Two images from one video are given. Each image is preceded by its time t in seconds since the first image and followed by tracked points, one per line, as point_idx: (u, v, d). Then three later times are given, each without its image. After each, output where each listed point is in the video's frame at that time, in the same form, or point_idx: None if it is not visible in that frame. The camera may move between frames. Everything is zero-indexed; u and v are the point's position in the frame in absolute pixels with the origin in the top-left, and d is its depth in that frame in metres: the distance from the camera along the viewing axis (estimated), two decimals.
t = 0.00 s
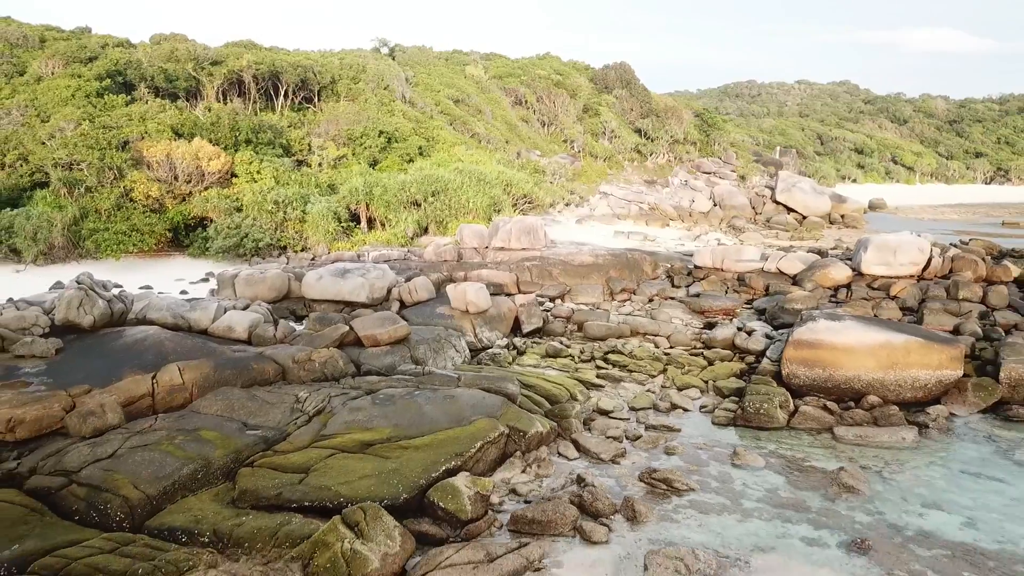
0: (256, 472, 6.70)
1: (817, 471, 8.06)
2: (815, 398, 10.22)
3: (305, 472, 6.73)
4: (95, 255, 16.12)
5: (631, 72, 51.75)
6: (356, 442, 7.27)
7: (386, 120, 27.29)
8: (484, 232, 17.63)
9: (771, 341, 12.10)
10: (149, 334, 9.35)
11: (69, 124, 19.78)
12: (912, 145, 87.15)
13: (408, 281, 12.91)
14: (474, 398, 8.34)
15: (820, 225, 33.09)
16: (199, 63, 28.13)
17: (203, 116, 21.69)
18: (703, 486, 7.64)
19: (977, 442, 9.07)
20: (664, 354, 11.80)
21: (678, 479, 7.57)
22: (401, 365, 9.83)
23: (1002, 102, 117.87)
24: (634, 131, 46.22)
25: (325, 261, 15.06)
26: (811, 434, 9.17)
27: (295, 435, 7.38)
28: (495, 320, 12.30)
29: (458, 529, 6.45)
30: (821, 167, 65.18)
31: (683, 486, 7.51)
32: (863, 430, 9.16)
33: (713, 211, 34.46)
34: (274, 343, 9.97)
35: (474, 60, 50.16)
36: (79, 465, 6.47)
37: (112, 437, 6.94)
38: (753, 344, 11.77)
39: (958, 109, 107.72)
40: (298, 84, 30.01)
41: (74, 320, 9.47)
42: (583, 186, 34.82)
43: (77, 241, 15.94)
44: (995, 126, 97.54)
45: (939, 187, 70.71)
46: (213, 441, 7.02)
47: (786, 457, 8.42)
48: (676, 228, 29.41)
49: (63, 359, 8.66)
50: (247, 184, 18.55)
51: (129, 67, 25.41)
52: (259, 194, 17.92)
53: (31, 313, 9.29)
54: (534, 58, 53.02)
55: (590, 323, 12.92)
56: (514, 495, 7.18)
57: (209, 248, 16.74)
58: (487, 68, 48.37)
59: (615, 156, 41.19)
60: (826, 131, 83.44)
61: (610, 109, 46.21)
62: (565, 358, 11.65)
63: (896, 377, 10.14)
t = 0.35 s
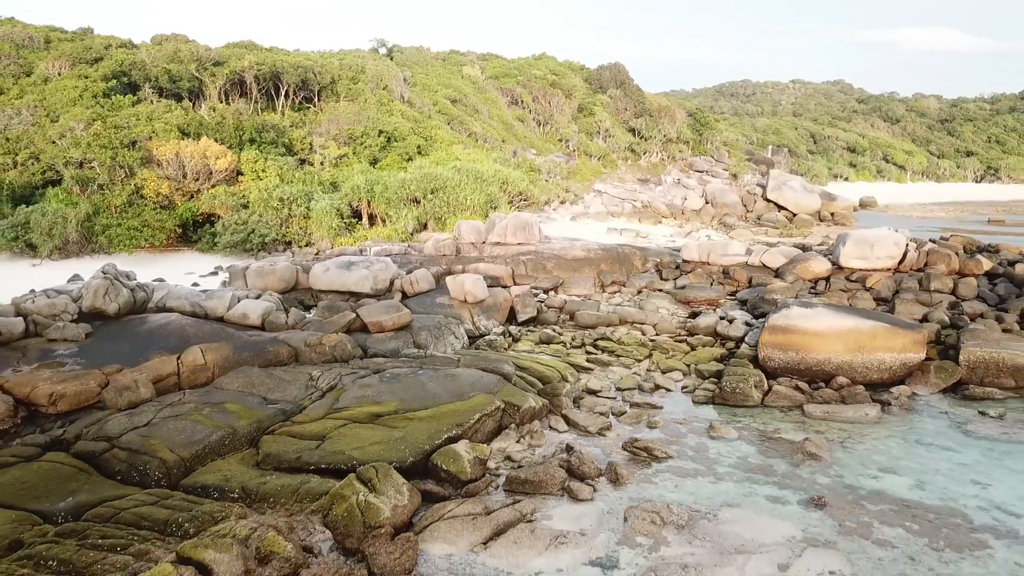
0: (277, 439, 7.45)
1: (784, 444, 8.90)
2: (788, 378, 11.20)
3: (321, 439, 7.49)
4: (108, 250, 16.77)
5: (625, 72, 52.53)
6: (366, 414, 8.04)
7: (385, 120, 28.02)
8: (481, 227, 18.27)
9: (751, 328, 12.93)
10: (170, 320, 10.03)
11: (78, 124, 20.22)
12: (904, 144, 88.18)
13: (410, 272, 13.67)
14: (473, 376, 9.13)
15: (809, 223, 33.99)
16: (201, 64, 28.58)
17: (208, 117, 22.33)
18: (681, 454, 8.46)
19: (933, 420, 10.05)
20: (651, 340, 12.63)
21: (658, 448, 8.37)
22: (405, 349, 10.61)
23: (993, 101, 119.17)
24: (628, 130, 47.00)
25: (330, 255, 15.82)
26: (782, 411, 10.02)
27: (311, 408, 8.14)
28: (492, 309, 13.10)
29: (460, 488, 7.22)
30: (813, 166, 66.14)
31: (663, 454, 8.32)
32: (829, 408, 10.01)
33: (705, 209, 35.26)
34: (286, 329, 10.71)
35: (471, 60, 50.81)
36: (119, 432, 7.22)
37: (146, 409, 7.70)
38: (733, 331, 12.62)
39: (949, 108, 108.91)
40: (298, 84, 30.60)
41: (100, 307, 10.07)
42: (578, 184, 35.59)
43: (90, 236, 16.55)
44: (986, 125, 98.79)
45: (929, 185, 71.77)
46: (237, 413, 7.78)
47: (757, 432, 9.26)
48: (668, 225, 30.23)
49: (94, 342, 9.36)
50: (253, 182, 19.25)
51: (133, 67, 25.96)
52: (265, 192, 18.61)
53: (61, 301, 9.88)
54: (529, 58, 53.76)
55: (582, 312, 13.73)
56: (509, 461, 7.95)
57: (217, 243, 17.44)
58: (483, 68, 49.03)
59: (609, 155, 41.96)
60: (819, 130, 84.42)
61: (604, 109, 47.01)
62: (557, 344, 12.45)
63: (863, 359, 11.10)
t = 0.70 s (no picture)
0: (287, 411, 8.24)
1: (748, 417, 9.81)
2: (755, 361, 12.10)
3: (327, 411, 8.29)
4: (112, 245, 17.38)
5: (613, 71, 53.45)
6: (367, 390, 8.85)
7: (378, 119, 28.73)
8: (472, 222, 19.20)
9: (725, 315, 13.83)
10: (182, 307, 10.75)
11: (79, 123, 20.78)
12: (888, 143, 89.74)
13: (404, 265, 14.46)
14: (465, 357, 9.96)
15: (791, 219, 35.02)
16: (197, 64, 29.02)
17: (206, 116, 22.94)
18: (654, 426, 9.33)
19: (887, 396, 11.00)
20: (631, 327, 13.49)
21: (633, 420, 9.24)
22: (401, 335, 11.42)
23: (976, 100, 121.23)
24: (616, 129, 47.89)
25: (328, 249, 16.56)
26: (749, 389, 10.95)
27: (317, 384, 8.93)
28: (482, 299, 13.92)
29: (454, 454, 8.03)
30: (798, 164, 67.40)
31: (637, 425, 9.19)
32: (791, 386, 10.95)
33: (690, 206, 36.21)
34: (290, 317, 11.46)
35: (461, 60, 51.49)
36: (144, 405, 7.97)
37: (166, 385, 8.43)
38: (708, 318, 13.51)
39: (932, 107, 110.79)
40: (292, 84, 31.14)
41: (115, 296, 10.81)
42: (566, 183, 36.44)
43: (95, 232, 17.15)
44: (968, 124, 100.66)
45: (911, 183, 73.27)
46: (250, 388, 8.54)
47: (725, 407, 10.16)
48: (653, 222, 31.16)
49: (112, 327, 10.06)
50: (251, 179, 19.92)
51: (130, 67, 26.47)
52: (263, 189, 19.27)
53: (80, 290, 10.55)
54: (518, 58, 54.57)
55: (567, 302, 14.58)
56: (497, 431, 8.78)
57: (217, 238, 18.08)
58: (473, 68, 49.76)
59: (597, 154, 42.83)
60: (804, 128, 85.79)
61: (592, 109, 47.92)
62: (543, 330, 13.29)
63: (826, 343, 12.02)
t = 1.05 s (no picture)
0: (288, 388, 8.97)
1: (713, 396, 10.67)
2: (723, 346, 12.95)
3: (326, 389, 9.05)
4: (111, 241, 17.94)
5: (597, 72, 54.37)
6: (362, 371, 9.62)
7: (366, 119, 29.38)
8: (459, 219, 19.93)
9: (697, 305, 14.70)
10: (186, 297, 11.42)
11: (74, 122, 21.25)
12: (868, 142, 91.52)
13: (394, 258, 15.20)
14: (452, 342, 10.75)
15: (770, 216, 36.08)
16: (187, 64, 29.44)
17: (198, 116, 23.48)
18: (626, 404, 10.15)
19: (843, 377, 11.93)
20: (609, 316, 14.34)
21: (607, 399, 10.07)
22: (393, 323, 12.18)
23: (955, 100, 123.76)
24: (600, 129, 48.80)
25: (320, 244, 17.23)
26: (716, 371, 11.81)
27: (316, 365, 9.67)
28: (469, 290, 14.70)
29: (443, 427, 8.79)
30: (780, 163, 68.74)
31: (611, 403, 10.02)
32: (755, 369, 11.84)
33: (672, 204, 37.17)
34: (287, 306, 12.15)
35: (447, 60, 52.17)
36: (157, 383, 8.69)
37: (176, 366, 9.12)
38: (681, 308, 14.38)
39: (912, 106, 112.93)
40: (281, 84, 31.58)
41: (122, 287, 11.38)
42: (551, 181, 37.23)
43: (93, 228, 17.70)
44: (946, 124, 102.82)
45: (890, 181, 74.92)
46: (254, 369, 9.26)
47: (693, 387, 11.01)
48: (636, 219, 32.07)
49: (120, 315, 10.72)
50: (245, 177, 20.53)
51: (121, 68, 26.89)
52: (256, 186, 19.89)
53: (88, 281, 11.23)
54: (504, 59, 55.31)
55: (549, 293, 15.40)
56: (482, 407, 9.57)
57: (212, 234, 18.67)
58: (459, 68, 50.41)
59: (582, 153, 43.71)
60: (787, 128, 87.29)
61: (576, 108, 48.81)
62: (526, 319, 14.09)
63: (789, 330, 12.90)
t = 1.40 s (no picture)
0: (288, 370, 9.76)
1: (681, 378, 11.57)
2: (694, 334, 13.85)
3: (323, 370, 9.84)
4: (108, 238, 18.53)
5: (582, 73, 55.33)
6: (356, 355, 10.41)
7: (355, 119, 30.05)
8: (446, 217, 20.65)
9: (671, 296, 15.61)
10: (189, 289, 12.12)
11: (69, 122, 21.76)
12: (848, 141, 93.25)
13: (384, 253, 15.96)
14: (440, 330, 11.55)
15: (750, 214, 37.16)
16: (178, 65, 29.91)
17: (191, 116, 24.05)
18: (601, 385, 11.01)
19: (803, 362, 12.85)
20: (588, 308, 15.21)
21: (584, 381, 10.92)
22: (384, 313, 12.96)
23: (934, 100, 126.16)
24: (585, 129, 49.72)
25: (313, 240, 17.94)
26: (685, 357, 12.71)
27: (313, 351, 10.43)
28: (456, 283, 15.49)
29: (432, 405, 9.58)
30: (762, 162, 70.09)
31: (587, 385, 10.87)
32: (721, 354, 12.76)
33: (655, 202, 38.16)
34: (284, 298, 12.88)
35: (434, 61, 52.87)
36: (167, 365, 9.43)
37: (183, 351, 9.85)
38: (656, 299, 15.28)
39: (892, 106, 115.04)
40: (270, 85, 32.09)
41: (127, 280, 12.11)
42: (536, 180, 38.08)
43: (92, 225, 18.26)
44: (925, 124, 104.98)
45: (869, 180, 76.54)
46: (256, 353, 10.01)
47: (663, 371, 11.90)
48: (619, 217, 33.00)
49: (127, 305, 11.40)
50: (238, 177, 21.18)
51: (113, 68, 27.34)
52: (249, 186, 20.54)
53: (95, 274, 11.92)
54: (490, 60, 56.10)
55: (532, 286, 16.23)
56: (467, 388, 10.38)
57: (207, 231, 19.28)
58: (446, 69, 51.13)
59: (567, 152, 44.61)
60: (769, 127, 88.81)
61: (561, 109, 49.71)
62: (510, 310, 14.91)
63: (756, 319, 13.83)
